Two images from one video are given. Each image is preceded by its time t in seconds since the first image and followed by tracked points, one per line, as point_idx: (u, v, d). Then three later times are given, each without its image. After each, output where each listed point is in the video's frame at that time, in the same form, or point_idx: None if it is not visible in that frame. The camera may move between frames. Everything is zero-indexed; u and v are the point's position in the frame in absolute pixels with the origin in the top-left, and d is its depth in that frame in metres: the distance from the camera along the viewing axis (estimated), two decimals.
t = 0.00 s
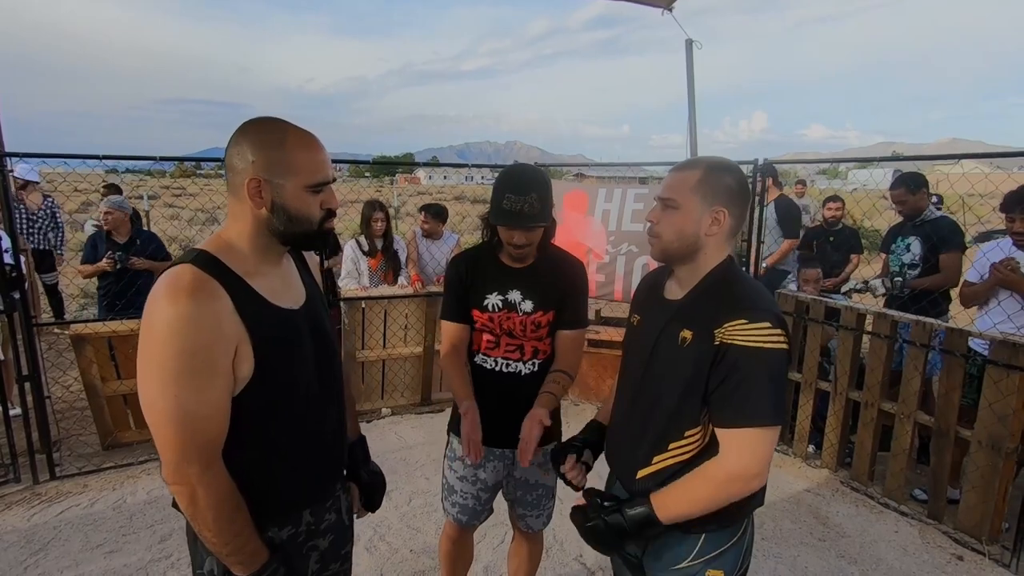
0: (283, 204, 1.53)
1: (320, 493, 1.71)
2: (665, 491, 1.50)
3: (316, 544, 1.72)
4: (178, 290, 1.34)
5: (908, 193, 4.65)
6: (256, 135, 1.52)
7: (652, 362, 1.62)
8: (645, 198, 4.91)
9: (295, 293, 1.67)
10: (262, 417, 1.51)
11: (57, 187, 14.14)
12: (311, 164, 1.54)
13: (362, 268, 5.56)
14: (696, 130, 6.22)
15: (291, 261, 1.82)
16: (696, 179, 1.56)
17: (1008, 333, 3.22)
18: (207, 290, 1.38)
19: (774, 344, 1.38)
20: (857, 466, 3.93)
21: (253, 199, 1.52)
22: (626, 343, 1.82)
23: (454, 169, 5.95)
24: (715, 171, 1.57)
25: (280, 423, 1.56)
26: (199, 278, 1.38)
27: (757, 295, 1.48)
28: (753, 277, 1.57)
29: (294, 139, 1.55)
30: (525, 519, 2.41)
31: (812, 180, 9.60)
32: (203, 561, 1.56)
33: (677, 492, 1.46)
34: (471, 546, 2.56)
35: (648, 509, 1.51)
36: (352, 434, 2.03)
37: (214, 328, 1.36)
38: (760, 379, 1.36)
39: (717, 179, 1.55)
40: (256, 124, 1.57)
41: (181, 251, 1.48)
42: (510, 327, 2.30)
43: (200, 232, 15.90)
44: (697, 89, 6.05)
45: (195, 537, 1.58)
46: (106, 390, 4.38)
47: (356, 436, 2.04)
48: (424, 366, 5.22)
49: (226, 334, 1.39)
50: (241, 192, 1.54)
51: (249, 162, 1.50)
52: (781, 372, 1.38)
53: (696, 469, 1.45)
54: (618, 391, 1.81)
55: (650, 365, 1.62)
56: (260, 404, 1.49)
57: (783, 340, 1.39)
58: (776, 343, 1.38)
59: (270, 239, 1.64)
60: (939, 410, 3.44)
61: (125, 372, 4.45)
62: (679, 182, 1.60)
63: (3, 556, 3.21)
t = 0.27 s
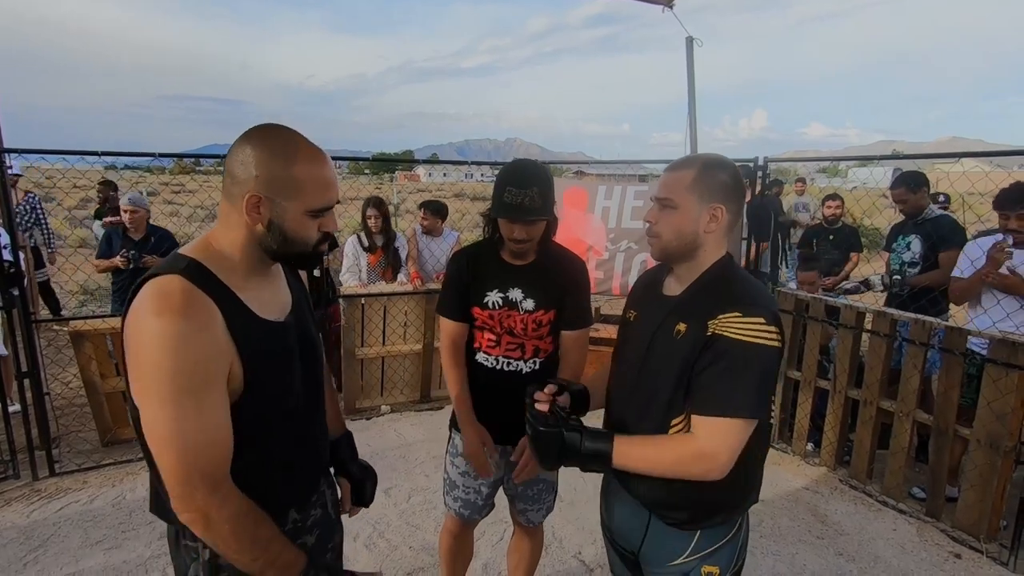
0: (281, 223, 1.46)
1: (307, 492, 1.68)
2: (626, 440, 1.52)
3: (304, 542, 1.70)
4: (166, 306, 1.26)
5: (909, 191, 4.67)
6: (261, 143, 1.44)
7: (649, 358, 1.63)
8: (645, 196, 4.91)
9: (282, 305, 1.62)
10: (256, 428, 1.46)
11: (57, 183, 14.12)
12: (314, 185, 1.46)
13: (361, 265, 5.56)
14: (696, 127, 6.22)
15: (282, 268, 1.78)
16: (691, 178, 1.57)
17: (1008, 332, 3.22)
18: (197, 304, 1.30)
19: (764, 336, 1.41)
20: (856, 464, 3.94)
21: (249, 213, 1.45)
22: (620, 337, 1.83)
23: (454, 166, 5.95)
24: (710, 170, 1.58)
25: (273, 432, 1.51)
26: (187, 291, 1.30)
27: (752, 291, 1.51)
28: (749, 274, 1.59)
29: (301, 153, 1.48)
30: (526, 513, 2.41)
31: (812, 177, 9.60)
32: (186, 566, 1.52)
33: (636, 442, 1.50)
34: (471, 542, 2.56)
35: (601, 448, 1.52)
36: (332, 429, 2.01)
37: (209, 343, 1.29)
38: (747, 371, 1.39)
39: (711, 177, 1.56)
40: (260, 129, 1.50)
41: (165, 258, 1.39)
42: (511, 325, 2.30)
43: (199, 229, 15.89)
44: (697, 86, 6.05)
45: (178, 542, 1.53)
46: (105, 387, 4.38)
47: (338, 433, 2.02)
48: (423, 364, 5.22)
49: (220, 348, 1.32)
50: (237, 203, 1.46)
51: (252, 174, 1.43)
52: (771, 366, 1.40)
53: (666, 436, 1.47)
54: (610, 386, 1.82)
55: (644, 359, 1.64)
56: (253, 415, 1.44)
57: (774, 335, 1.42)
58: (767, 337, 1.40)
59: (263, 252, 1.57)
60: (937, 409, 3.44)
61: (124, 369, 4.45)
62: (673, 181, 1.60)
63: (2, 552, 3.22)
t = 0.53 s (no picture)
0: (276, 228, 1.44)
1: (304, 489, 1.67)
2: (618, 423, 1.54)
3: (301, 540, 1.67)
4: (169, 308, 1.25)
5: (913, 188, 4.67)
6: (258, 147, 1.43)
7: (643, 350, 1.66)
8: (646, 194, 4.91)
9: (281, 304, 1.62)
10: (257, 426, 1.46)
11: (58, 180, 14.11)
12: (310, 190, 1.43)
13: (362, 261, 5.56)
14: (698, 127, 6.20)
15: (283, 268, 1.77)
16: (685, 174, 1.61)
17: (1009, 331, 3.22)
18: (200, 306, 1.29)
19: (751, 324, 1.44)
20: (856, 463, 3.94)
21: (244, 217, 1.43)
22: (614, 331, 1.86)
23: (455, 164, 5.94)
24: (703, 166, 1.62)
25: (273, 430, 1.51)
26: (189, 292, 1.29)
27: (743, 283, 1.55)
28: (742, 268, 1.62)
29: (299, 155, 1.45)
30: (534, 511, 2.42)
31: (814, 176, 9.59)
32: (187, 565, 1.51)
33: (629, 427, 1.52)
34: (473, 540, 2.57)
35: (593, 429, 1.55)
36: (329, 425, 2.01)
37: (214, 345, 1.29)
38: (735, 358, 1.42)
39: (705, 173, 1.60)
40: (261, 131, 1.48)
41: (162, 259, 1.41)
42: (513, 324, 2.30)
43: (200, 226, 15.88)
44: (699, 85, 6.04)
45: (178, 541, 1.53)
46: (106, 384, 4.38)
47: (334, 430, 2.02)
48: (424, 362, 5.22)
49: (224, 349, 1.31)
50: (233, 206, 1.45)
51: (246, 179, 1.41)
52: (758, 353, 1.43)
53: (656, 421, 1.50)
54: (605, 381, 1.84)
55: (639, 352, 1.66)
56: (254, 413, 1.44)
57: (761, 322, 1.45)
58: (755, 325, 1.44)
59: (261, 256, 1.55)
60: (938, 407, 3.44)
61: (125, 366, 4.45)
62: (669, 178, 1.64)
63: (3, 548, 3.22)
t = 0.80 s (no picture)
0: (319, 224, 1.47)
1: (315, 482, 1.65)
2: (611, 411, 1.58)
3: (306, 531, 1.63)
4: (204, 291, 1.28)
5: (922, 184, 4.64)
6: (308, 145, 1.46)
7: (636, 344, 1.70)
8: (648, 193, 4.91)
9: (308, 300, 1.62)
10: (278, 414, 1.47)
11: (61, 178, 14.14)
12: (356, 189, 1.48)
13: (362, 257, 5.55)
14: (700, 125, 6.20)
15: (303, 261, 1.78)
16: (680, 173, 1.66)
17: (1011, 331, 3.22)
18: (233, 291, 1.32)
19: (739, 315, 1.50)
20: (858, 462, 3.94)
21: (289, 211, 1.45)
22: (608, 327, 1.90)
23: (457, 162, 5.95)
24: (697, 165, 1.67)
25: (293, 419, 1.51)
26: (225, 277, 1.32)
27: (733, 278, 1.60)
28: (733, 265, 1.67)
29: (344, 155, 1.49)
30: (537, 508, 2.42)
31: (817, 175, 9.57)
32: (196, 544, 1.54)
33: (621, 415, 1.56)
34: (477, 538, 2.58)
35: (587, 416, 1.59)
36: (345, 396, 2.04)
37: (245, 329, 1.31)
38: (725, 349, 1.46)
39: (699, 173, 1.65)
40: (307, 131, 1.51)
41: (199, 249, 1.41)
42: (522, 322, 2.31)
43: (202, 224, 15.90)
44: (702, 84, 6.03)
45: (189, 520, 1.55)
46: (109, 381, 4.39)
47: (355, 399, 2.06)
48: (426, 359, 5.23)
49: (254, 333, 1.33)
50: (279, 200, 1.47)
51: (295, 174, 1.44)
52: (746, 345, 1.48)
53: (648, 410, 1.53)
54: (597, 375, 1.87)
55: (632, 345, 1.70)
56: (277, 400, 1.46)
57: (749, 317, 1.51)
58: (743, 318, 1.50)
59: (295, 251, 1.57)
60: (939, 406, 3.44)
61: (127, 363, 4.46)
62: (663, 176, 1.69)
63: (8, 544, 3.24)
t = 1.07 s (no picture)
0: (379, 225, 1.61)
1: (337, 464, 1.72)
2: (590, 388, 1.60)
3: (327, 513, 1.73)
4: (268, 266, 1.44)
5: (932, 182, 4.60)
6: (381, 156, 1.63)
7: (634, 338, 1.70)
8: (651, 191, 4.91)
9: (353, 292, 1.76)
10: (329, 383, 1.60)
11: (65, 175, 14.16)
12: (416, 200, 1.64)
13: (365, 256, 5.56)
14: (703, 124, 6.20)
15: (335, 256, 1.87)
16: (681, 171, 1.66)
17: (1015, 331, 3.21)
18: (293, 266, 1.47)
19: (731, 306, 1.50)
20: (859, 462, 3.94)
21: (356, 209, 1.60)
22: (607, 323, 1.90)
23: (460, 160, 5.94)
24: (697, 164, 1.67)
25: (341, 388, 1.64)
26: (285, 255, 1.47)
27: (729, 272, 1.61)
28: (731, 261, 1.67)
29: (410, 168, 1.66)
30: (538, 505, 2.43)
31: (821, 175, 9.53)
32: (225, 513, 1.67)
33: (598, 393, 1.57)
34: (478, 535, 2.58)
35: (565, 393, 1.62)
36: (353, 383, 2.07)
37: (304, 298, 1.45)
38: (716, 337, 1.47)
39: (698, 171, 1.66)
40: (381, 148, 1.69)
41: (266, 234, 1.56)
42: (524, 317, 2.32)
43: (205, 222, 15.91)
44: (705, 83, 6.02)
45: (222, 488, 1.68)
46: (113, 377, 4.41)
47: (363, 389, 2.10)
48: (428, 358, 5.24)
49: (312, 303, 1.48)
50: (348, 198, 1.61)
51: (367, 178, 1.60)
52: (738, 334, 1.49)
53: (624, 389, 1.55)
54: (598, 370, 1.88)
55: (630, 338, 1.71)
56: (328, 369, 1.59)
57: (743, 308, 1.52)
58: (737, 310, 1.51)
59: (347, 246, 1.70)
60: (941, 405, 3.44)
61: (131, 359, 4.48)
62: (663, 174, 1.69)
63: (12, 539, 3.25)
